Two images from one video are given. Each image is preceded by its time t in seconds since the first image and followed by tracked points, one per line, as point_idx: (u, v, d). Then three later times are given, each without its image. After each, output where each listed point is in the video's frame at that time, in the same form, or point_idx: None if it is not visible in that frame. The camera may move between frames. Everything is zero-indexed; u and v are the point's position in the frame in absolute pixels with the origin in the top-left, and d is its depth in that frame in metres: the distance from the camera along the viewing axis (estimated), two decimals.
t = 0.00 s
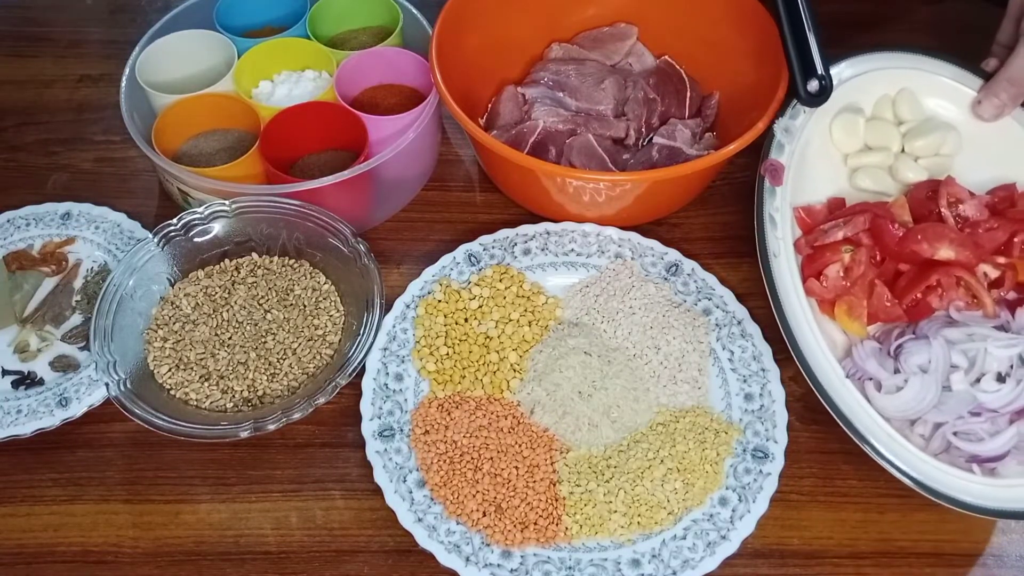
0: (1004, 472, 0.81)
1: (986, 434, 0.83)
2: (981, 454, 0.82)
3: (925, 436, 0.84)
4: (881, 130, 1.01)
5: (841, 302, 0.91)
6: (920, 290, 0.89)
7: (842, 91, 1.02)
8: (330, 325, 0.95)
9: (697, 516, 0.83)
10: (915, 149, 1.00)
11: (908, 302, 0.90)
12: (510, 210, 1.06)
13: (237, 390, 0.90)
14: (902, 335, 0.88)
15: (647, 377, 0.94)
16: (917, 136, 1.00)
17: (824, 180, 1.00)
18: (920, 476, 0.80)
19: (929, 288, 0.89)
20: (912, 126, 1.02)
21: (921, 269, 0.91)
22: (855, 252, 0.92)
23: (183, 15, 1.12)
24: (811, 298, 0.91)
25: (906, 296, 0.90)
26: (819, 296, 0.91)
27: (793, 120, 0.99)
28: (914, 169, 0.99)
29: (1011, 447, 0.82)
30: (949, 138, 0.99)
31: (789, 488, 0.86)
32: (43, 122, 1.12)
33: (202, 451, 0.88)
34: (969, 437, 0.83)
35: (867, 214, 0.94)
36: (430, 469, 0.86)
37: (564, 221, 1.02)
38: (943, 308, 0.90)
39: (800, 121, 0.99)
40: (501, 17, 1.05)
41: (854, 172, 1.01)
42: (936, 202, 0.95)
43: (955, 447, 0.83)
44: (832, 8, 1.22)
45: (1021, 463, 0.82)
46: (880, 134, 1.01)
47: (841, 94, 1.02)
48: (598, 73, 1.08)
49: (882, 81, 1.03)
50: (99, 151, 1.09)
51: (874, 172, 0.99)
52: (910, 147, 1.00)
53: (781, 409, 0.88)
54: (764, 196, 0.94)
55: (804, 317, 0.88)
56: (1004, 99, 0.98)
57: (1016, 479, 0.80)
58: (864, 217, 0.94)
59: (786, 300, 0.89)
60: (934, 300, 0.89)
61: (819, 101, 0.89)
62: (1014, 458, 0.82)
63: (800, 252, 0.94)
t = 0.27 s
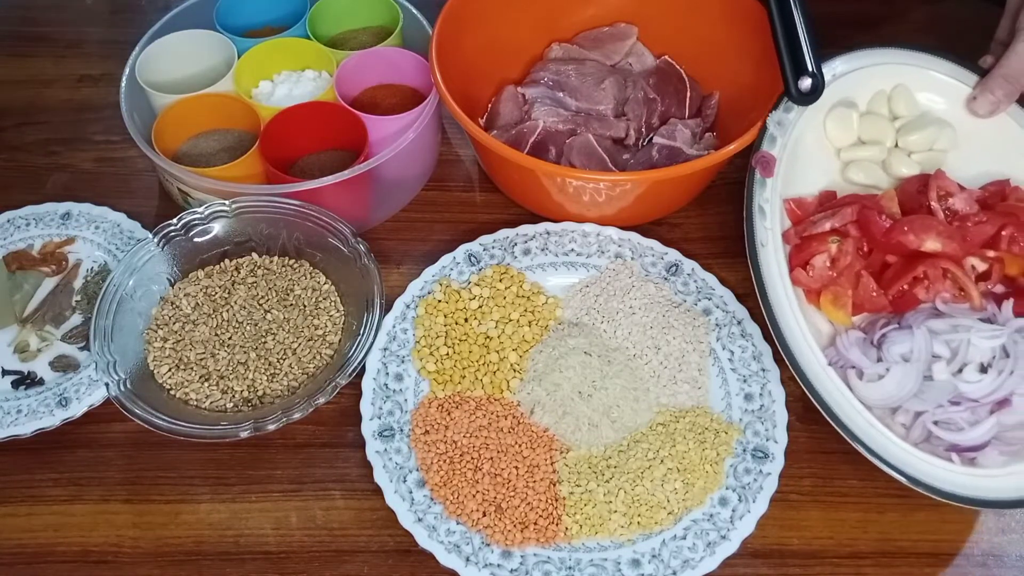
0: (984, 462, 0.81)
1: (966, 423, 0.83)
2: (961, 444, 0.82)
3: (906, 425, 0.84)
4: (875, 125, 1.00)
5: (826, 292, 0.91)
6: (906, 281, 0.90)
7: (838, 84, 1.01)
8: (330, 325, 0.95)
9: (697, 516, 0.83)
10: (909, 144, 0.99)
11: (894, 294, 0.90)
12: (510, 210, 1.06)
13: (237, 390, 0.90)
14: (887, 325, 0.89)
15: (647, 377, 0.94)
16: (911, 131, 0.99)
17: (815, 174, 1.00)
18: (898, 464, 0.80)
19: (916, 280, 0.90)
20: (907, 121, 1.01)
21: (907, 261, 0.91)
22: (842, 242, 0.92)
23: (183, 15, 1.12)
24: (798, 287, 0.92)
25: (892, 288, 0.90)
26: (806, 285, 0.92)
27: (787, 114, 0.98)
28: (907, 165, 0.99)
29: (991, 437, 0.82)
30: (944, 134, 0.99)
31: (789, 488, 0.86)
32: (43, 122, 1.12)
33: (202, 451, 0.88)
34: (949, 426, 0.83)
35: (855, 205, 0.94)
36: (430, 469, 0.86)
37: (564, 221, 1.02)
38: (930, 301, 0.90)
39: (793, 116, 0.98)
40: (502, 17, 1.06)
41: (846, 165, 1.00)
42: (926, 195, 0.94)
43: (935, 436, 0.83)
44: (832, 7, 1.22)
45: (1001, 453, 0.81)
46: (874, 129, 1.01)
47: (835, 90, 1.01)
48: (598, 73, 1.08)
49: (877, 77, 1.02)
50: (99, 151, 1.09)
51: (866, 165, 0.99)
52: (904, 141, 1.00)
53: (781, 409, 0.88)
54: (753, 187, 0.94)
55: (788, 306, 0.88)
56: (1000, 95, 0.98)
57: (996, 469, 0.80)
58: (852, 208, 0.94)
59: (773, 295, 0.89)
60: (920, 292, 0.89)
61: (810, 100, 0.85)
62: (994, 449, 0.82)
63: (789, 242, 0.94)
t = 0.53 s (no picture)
0: (949, 444, 0.80)
1: (933, 404, 0.81)
2: (927, 425, 0.81)
3: (873, 404, 0.83)
4: (861, 107, 0.92)
5: (801, 271, 0.88)
6: (883, 262, 0.86)
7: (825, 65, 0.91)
8: (330, 326, 0.95)
9: (697, 516, 0.83)
10: (895, 128, 0.92)
11: (869, 275, 0.87)
12: (510, 210, 1.06)
13: (237, 390, 0.90)
14: (859, 306, 0.86)
15: (647, 376, 0.94)
16: (898, 115, 0.91)
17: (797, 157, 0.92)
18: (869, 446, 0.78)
19: (892, 262, 0.87)
20: (895, 105, 0.93)
21: (884, 244, 0.87)
22: (820, 221, 0.88)
23: (183, 16, 1.12)
24: (773, 265, 0.87)
25: (868, 268, 0.87)
26: (781, 264, 0.87)
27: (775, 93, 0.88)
28: (890, 149, 0.92)
29: (957, 420, 0.81)
30: (930, 118, 0.91)
31: (789, 487, 0.86)
32: (43, 122, 1.12)
33: (203, 451, 0.88)
34: (916, 407, 0.82)
35: (835, 183, 0.89)
36: (430, 469, 0.86)
37: (564, 221, 1.02)
38: (904, 283, 0.87)
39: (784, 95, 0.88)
40: (501, 17, 1.06)
41: (830, 148, 0.92)
42: (908, 177, 0.89)
43: (902, 416, 0.81)
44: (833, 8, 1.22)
45: (968, 436, 0.80)
46: (859, 112, 0.92)
47: (827, 69, 0.91)
48: (598, 73, 1.08)
49: (869, 57, 0.92)
50: (99, 151, 1.09)
51: (851, 147, 0.92)
52: (890, 125, 0.92)
53: (780, 409, 0.88)
54: (736, 163, 0.86)
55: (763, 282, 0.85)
56: (988, 83, 0.89)
57: (961, 452, 0.79)
58: (832, 187, 0.88)
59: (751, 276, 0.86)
60: (896, 274, 0.86)
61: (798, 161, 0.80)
62: (960, 431, 0.80)
63: (768, 218, 0.88)
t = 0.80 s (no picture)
0: (939, 437, 0.79)
1: (923, 397, 0.81)
2: (916, 417, 0.80)
3: (864, 396, 0.83)
4: (857, 99, 0.92)
5: (794, 261, 0.88)
6: (876, 254, 0.86)
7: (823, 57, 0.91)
8: (330, 326, 0.95)
9: (697, 516, 0.83)
10: (890, 120, 0.92)
11: (861, 267, 0.87)
12: (510, 210, 1.06)
13: (237, 390, 0.90)
14: (851, 298, 0.86)
15: (647, 376, 0.94)
16: (894, 107, 0.91)
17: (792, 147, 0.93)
18: (864, 442, 0.77)
19: (885, 254, 0.87)
20: (890, 97, 0.93)
21: (877, 236, 0.87)
22: (813, 212, 0.88)
23: (183, 16, 1.12)
24: (765, 256, 0.87)
25: (860, 260, 0.87)
26: (774, 254, 0.87)
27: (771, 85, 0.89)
28: (886, 141, 0.92)
29: (947, 413, 0.80)
30: (925, 111, 0.91)
31: (789, 487, 0.86)
32: (44, 122, 1.12)
33: (203, 451, 0.88)
34: (906, 399, 0.81)
35: (829, 174, 0.89)
36: (430, 469, 0.86)
37: (564, 221, 1.02)
38: (897, 275, 0.87)
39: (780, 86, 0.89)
40: (501, 17, 1.05)
41: (825, 139, 0.93)
42: (902, 170, 0.89)
43: (892, 408, 0.81)
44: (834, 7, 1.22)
45: (958, 429, 0.79)
46: (855, 104, 0.92)
47: (822, 60, 0.91)
48: (598, 73, 1.08)
49: (865, 48, 0.93)
50: (99, 151, 1.09)
51: (846, 139, 0.92)
52: (885, 117, 0.92)
53: (780, 409, 0.88)
54: (728, 154, 0.86)
55: (755, 273, 0.84)
56: (984, 76, 0.88)
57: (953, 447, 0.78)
58: (826, 177, 0.89)
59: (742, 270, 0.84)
60: (889, 266, 0.86)
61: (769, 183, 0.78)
62: (950, 424, 0.80)
63: (761, 209, 0.88)
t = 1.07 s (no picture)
0: (936, 435, 0.80)
1: (920, 395, 0.81)
2: (914, 415, 0.80)
3: (862, 394, 0.83)
4: (857, 97, 0.92)
5: (793, 260, 0.87)
6: (874, 253, 0.86)
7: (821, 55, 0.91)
8: (330, 325, 0.95)
9: (697, 516, 0.83)
10: (889, 118, 0.92)
11: (859, 265, 0.87)
12: (510, 210, 1.06)
13: (237, 390, 0.90)
14: (850, 296, 0.86)
15: (647, 376, 0.94)
16: (893, 106, 0.91)
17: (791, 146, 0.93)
18: (861, 439, 0.77)
19: (883, 253, 0.86)
20: (889, 96, 0.93)
21: (876, 234, 0.87)
22: (812, 211, 0.87)
23: (183, 15, 1.12)
24: (764, 254, 0.87)
25: (859, 258, 0.87)
26: (773, 253, 0.87)
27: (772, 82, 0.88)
28: (884, 139, 0.92)
29: (944, 411, 0.81)
30: (924, 110, 0.91)
31: (788, 487, 0.86)
32: (44, 122, 1.12)
33: (203, 451, 0.88)
34: (904, 398, 0.81)
35: (828, 173, 0.88)
36: (430, 469, 0.86)
37: (564, 221, 1.02)
38: (895, 273, 0.87)
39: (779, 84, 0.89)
40: (501, 17, 1.05)
41: (824, 137, 0.93)
42: (901, 168, 0.89)
43: (890, 407, 0.81)
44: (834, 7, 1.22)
45: (955, 427, 0.80)
46: (854, 102, 0.92)
47: (821, 59, 0.91)
48: (598, 73, 1.08)
49: (865, 46, 0.93)
50: (99, 151, 1.09)
51: (845, 137, 0.92)
52: (884, 116, 0.92)
53: (780, 409, 0.88)
54: (727, 152, 0.86)
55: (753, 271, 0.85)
56: (983, 75, 0.88)
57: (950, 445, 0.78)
58: (825, 175, 0.88)
59: (742, 271, 0.85)
60: (887, 265, 0.86)
61: (772, 182, 0.77)
62: (947, 422, 0.80)
63: (760, 207, 0.88)
